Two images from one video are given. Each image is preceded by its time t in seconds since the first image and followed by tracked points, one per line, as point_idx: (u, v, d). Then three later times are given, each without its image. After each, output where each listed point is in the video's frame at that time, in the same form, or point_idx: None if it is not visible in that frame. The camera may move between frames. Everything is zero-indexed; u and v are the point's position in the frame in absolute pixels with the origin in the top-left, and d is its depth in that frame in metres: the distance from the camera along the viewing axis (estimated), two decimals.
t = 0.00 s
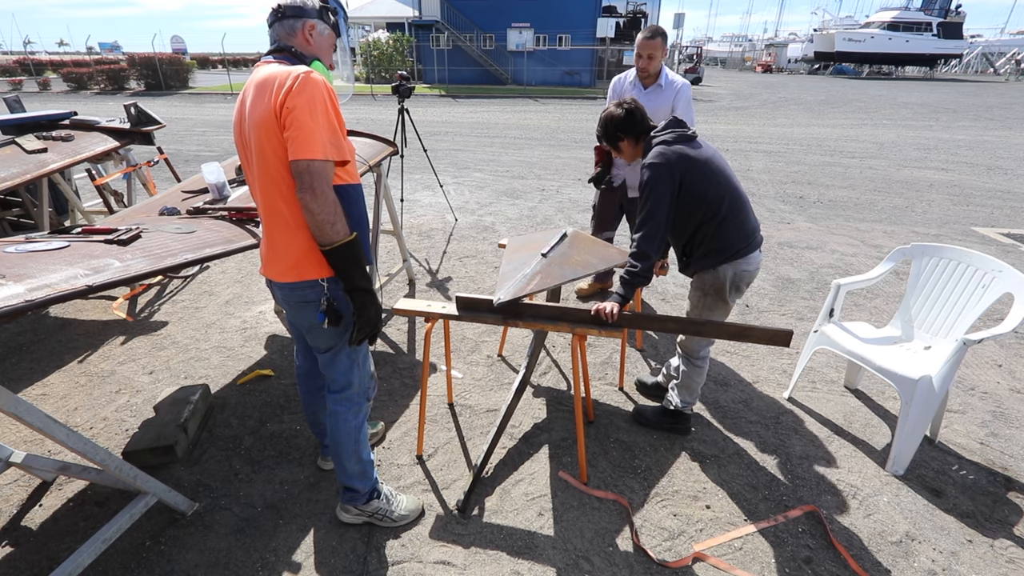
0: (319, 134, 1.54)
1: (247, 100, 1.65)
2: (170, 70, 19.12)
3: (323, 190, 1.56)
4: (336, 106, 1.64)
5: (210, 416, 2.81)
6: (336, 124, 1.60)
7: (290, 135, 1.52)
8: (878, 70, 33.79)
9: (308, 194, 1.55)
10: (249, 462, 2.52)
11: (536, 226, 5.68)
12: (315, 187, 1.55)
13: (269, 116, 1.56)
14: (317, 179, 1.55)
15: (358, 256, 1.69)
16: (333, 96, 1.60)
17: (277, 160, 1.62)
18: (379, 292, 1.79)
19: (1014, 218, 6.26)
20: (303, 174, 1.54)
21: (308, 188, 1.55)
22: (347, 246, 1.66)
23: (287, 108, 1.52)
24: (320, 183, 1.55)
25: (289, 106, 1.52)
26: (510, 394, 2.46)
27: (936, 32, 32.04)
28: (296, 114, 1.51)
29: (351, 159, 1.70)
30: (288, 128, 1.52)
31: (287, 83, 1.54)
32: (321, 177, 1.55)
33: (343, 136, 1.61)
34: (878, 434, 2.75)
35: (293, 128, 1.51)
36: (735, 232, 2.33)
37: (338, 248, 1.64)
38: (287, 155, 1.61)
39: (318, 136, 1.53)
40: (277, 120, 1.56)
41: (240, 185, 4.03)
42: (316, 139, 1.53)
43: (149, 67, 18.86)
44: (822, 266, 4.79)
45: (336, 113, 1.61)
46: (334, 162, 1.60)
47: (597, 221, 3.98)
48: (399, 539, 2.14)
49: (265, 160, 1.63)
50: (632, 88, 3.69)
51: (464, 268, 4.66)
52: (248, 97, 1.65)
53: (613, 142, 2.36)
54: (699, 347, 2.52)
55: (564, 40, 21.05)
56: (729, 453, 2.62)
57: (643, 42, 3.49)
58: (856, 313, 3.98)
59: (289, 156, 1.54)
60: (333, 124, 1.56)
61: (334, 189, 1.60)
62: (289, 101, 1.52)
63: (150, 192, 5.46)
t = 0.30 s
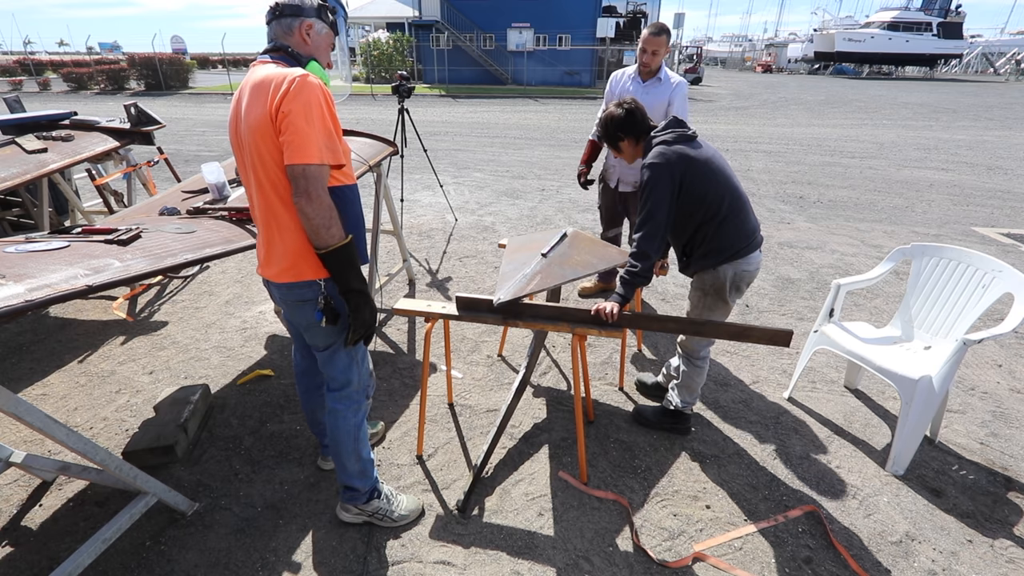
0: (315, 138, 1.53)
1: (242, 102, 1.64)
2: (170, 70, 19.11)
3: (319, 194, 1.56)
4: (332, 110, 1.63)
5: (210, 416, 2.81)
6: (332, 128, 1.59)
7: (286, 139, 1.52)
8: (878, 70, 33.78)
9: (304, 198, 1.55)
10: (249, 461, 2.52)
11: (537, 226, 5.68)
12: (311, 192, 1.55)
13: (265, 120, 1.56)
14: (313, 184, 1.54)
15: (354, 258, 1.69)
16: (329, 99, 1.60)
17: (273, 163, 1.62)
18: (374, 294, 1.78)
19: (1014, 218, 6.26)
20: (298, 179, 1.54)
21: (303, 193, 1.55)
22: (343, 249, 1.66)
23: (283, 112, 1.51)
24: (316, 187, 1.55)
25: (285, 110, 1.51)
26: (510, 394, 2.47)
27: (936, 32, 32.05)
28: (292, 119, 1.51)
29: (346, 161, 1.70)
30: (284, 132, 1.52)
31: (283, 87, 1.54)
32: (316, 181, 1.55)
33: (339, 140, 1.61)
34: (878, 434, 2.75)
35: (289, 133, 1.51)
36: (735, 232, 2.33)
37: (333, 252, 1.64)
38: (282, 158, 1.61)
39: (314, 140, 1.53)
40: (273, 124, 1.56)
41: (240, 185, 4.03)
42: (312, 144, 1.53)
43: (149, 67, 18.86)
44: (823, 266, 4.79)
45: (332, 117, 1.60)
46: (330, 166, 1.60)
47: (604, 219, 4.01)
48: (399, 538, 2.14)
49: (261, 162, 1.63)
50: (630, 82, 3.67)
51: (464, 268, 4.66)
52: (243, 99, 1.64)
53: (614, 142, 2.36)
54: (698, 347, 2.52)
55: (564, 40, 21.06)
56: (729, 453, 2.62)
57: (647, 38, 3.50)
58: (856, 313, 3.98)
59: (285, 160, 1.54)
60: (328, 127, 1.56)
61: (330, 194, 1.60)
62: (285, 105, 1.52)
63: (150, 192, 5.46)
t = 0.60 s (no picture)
0: (309, 140, 1.54)
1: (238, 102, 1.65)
2: (170, 70, 19.10)
3: (312, 196, 1.56)
4: (328, 112, 1.63)
5: (210, 416, 2.81)
6: (327, 130, 1.60)
7: (280, 141, 1.52)
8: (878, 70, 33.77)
9: (297, 200, 1.56)
10: (249, 462, 2.52)
11: (537, 226, 5.68)
12: (304, 194, 1.55)
13: (260, 121, 1.56)
14: (306, 186, 1.55)
15: (346, 260, 1.69)
16: (324, 101, 1.60)
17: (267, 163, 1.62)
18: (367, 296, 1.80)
19: (1014, 218, 6.26)
20: (292, 180, 1.54)
21: (296, 195, 1.55)
22: (335, 250, 1.66)
23: (277, 113, 1.52)
24: (309, 189, 1.55)
25: (280, 111, 1.51)
26: (510, 394, 2.47)
27: (936, 32, 32.05)
28: (286, 120, 1.51)
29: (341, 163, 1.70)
30: (278, 133, 1.52)
31: (278, 87, 1.54)
32: (309, 183, 1.55)
33: (333, 142, 1.61)
34: (878, 434, 2.75)
35: (283, 134, 1.51)
36: (735, 232, 2.33)
37: (326, 253, 1.65)
38: (276, 159, 1.61)
39: (308, 142, 1.53)
40: (268, 125, 1.56)
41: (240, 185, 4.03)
42: (306, 146, 1.53)
43: (149, 67, 18.86)
44: (823, 266, 4.79)
45: (326, 119, 1.61)
46: (324, 168, 1.60)
47: (602, 218, 4.01)
48: (399, 538, 2.14)
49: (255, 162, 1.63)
50: (626, 81, 3.68)
51: (464, 268, 4.66)
52: (239, 99, 1.64)
53: (614, 142, 2.36)
54: (698, 348, 2.52)
55: (564, 40, 21.06)
56: (729, 453, 2.62)
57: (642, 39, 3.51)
58: (856, 313, 3.98)
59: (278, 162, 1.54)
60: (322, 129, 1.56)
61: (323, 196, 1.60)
62: (280, 106, 1.51)
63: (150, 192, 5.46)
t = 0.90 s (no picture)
0: (305, 144, 1.53)
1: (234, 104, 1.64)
2: (170, 70, 19.09)
3: (309, 202, 1.56)
4: (324, 114, 1.62)
5: (210, 416, 2.81)
6: (324, 134, 1.59)
7: (277, 146, 1.52)
8: (878, 70, 33.75)
9: (294, 206, 1.56)
10: (249, 461, 2.52)
11: (537, 226, 5.68)
12: (301, 200, 1.55)
13: (257, 125, 1.56)
14: (303, 192, 1.55)
15: (344, 266, 1.70)
16: (321, 103, 1.59)
17: (264, 168, 1.62)
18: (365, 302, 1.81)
19: (1014, 218, 6.26)
20: (290, 186, 1.55)
21: (294, 201, 1.55)
22: (334, 256, 1.66)
23: (274, 118, 1.51)
24: (306, 195, 1.55)
25: (276, 116, 1.51)
26: (510, 394, 2.47)
27: (936, 32, 32.06)
28: (283, 125, 1.51)
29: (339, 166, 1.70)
30: (275, 138, 1.52)
31: (274, 91, 1.53)
32: (307, 189, 1.56)
33: (330, 146, 1.60)
34: (879, 434, 2.75)
35: (280, 140, 1.51)
36: (735, 232, 2.33)
37: (325, 259, 1.65)
38: (273, 163, 1.61)
39: (305, 147, 1.52)
40: (265, 129, 1.56)
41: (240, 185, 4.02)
42: (303, 151, 1.52)
43: (149, 67, 18.86)
44: (822, 266, 4.79)
45: (323, 123, 1.60)
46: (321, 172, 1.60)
47: (602, 217, 4.01)
48: (399, 539, 2.14)
49: (253, 167, 1.63)
50: (625, 80, 3.68)
51: (464, 268, 4.66)
52: (235, 100, 1.63)
53: (615, 141, 2.36)
54: (698, 347, 2.52)
55: (564, 40, 21.07)
56: (729, 453, 2.62)
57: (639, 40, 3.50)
58: (856, 313, 3.98)
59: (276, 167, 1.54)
60: (319, 132, 1.55)
61: (321, 201, 1.60)
62: (276, 110, 1.51)
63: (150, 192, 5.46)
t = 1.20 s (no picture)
0: (307, 154, 1.52)
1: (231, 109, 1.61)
2: (170, 70, 19.08)
3: (312, 212, 1.56)
4: (325, 120, 1.61)
5: (210, 416, 2.81)
6: (326, 142, 1.58)
7: (278, 156, 1.51)
8: (878, 70, 33.74)
9: (297, 217, 1.56)
10: (249, 462, 2.52)
11: (537, 226, 5.68)
12: (304, 210, 1.55)
13: (257, 132, 1.54)
14: (306, 202, 1.55)
15: (349, 275, 1.71)
16: (321, 109, 1.58)
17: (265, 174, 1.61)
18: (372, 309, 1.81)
19: (1014, 218, 6.26)
20: (292, 197, 1.54)
21: (297, 212, 1.55)
22: (339, 265, 1.67)
23: (274, 127, 1.49)
24: (309, 206, 1.55)
25: (277, 125, 1.49)
26: (510, 394, 2.47)
27: (936, 32, 32.06)
28: (284, 135, 1.49)
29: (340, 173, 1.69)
30: (276, 148, 1.51)
31: (275, 99, 1.51)
32: (309, 200, 1.55)
33: (332, 154, 1.60)
34: (879, 434, 2.75)
35: (282, 150, 1.50)
36: (735, 233, 2.33)
37: (328, 269, 1.66)
38: (273, 172, 1.60)
39: (307, 156, 1.52)
40: (265, 137, 1.54)
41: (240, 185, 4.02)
42: (305, 161, 1.52)
43: (149, 67, 18.87)
44: (822, 266, 4.79)
45: (324, 131, 1.59)
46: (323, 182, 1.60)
47: (603, 217, 4.01)
48: (398, 539, 2.14)
49: (253, 173, 1.62)
50: (626, 80, 3.68)
51: (464, 268, 4.66)
52: (232, 106, 1.61)
53: (618, 141, 2.35)
54: (697, 348, 2.52)
55: (564, 40, 21.07)
56: (729, 453, 2.62)
57: (637, 40, 3.50)
58: (856, 313, 3.98)
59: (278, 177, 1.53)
60: (320, 141, 1.55)
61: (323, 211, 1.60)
62: (277, 120, 1.49)
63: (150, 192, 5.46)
